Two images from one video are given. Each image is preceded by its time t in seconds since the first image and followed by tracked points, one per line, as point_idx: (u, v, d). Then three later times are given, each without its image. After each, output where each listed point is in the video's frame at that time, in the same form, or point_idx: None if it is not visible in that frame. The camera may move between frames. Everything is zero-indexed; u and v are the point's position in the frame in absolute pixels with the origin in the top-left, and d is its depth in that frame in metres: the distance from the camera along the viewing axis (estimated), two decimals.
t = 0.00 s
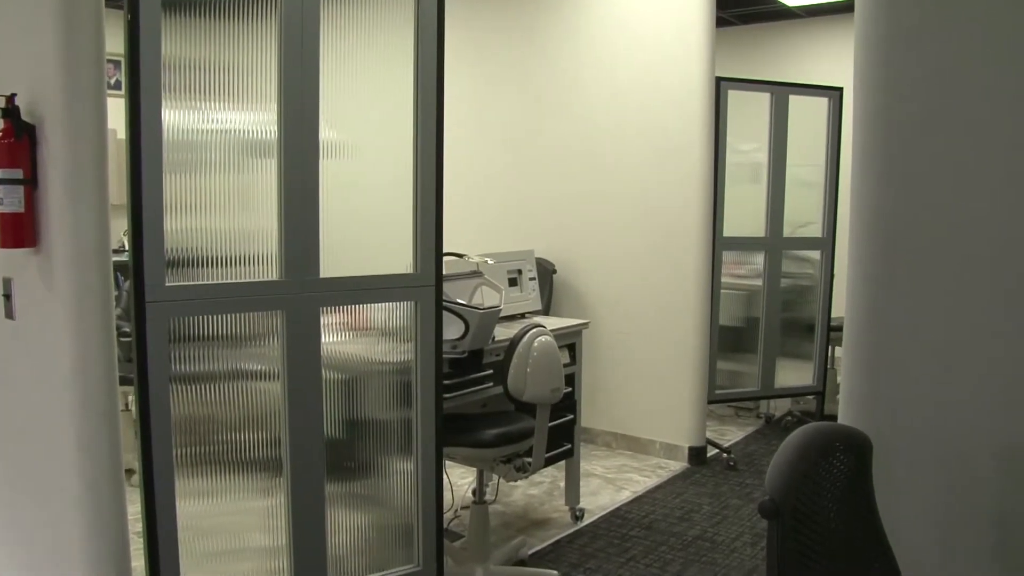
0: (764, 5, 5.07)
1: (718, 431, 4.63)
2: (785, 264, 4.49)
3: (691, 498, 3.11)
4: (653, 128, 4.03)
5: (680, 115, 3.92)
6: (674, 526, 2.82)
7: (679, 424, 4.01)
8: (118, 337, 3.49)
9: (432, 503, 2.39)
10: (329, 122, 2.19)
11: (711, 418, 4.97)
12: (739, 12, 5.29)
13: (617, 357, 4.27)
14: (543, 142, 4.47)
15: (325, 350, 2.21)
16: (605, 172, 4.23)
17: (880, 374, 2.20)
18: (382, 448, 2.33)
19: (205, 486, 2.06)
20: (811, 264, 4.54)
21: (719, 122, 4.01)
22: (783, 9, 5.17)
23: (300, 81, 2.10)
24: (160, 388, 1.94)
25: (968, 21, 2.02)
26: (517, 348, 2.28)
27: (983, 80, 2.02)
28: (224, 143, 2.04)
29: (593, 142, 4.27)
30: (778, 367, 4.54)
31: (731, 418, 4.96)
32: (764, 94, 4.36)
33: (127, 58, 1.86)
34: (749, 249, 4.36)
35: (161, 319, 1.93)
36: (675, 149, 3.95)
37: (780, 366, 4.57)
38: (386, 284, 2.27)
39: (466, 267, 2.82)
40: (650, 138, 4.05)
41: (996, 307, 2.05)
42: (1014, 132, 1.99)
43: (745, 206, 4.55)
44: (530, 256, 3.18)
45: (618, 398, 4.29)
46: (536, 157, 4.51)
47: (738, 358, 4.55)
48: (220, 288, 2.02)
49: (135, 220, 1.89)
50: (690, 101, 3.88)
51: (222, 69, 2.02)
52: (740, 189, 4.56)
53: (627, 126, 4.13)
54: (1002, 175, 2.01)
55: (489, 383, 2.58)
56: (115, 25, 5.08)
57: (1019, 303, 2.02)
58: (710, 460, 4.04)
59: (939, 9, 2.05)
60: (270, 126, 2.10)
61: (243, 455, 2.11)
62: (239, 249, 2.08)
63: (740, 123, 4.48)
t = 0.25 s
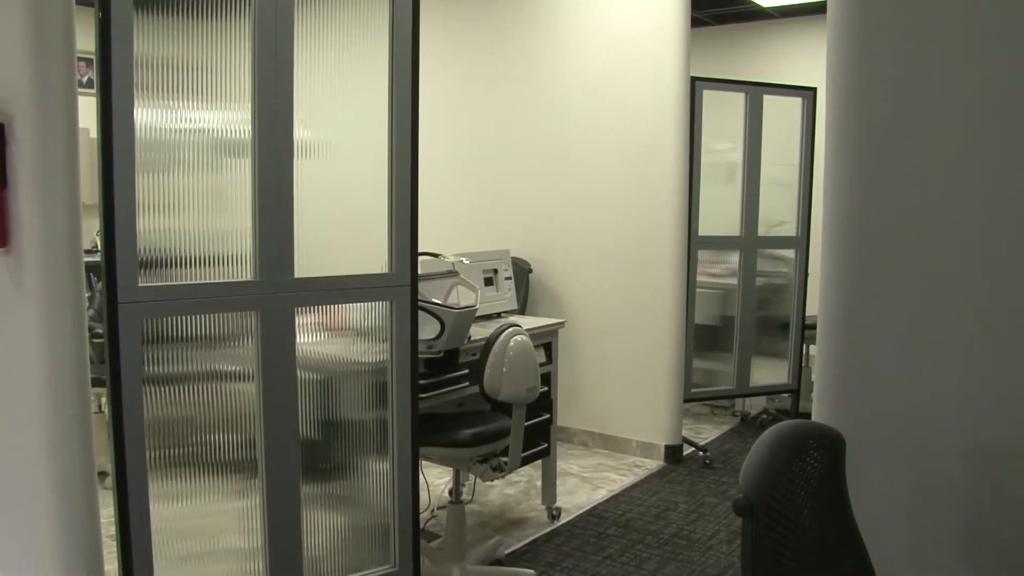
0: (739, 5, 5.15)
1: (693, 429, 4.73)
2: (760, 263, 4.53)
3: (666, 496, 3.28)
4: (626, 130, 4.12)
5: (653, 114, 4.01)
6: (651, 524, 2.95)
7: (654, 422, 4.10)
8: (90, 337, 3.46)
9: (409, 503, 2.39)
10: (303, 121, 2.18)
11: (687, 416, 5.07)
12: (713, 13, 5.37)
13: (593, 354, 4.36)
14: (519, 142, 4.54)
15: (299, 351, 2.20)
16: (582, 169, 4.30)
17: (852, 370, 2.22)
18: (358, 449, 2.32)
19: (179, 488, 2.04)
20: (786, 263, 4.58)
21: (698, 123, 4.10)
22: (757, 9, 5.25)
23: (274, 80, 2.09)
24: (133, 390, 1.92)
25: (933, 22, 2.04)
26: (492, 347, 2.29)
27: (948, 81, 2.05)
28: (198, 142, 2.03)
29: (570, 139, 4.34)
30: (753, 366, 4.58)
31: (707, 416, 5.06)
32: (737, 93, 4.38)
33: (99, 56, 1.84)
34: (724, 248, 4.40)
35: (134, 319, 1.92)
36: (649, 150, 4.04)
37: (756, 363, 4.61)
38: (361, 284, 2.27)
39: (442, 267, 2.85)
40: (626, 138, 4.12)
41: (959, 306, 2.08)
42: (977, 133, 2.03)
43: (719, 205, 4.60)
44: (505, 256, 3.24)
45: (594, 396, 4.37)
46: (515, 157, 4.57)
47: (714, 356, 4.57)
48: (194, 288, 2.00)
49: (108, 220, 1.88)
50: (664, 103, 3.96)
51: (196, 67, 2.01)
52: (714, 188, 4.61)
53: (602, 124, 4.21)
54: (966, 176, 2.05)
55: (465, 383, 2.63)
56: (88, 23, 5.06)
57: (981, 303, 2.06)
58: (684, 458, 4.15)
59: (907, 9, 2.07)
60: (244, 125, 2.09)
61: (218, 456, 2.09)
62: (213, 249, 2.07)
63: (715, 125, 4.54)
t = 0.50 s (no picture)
0: (717, 6, 5.20)
1: (671, 428, 4.78)
2: (736, 262, 4.57)
3: (645, 496, 3.42)
4: (606, 130, 4.13)
5: (629, 114, 4.04)
6: (629, 523, 3.08)
7: (634, 423, 4.14)
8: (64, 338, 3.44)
9: (387, 505, 2.39)
10: (279, 121, 2.17)
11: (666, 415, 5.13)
12: (691, 14, 5.44)
13: (574, 355, 4.37)
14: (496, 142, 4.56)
15: (276, 352, 2.19)
16: (559, 169, 4.32)
17: (828, 371, 2.24)
18: (335, 450, 2.32)
19: (155, 490, 2.03)
20: (762, 262, 4.61)
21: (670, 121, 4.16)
22: (735, 10, 5.31)
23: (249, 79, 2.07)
24: (107, 392, 1.91)
25: (904, 24, 2.06)
26: (470, 346, 2.35)
27: (918, 82, 2.06)
28: (173, 142, 2.01)
29: (547, 139, 4.36)
30: (730, 364, 4.62)
31: (685, 415, 5.11)
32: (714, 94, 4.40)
33: (72, 55, 1.83)
34: (701, 248, 4.45)
35: (109, 321, 1.90)
36: (628, 150, 4.06)
37: (733, 362, 4.66)
38: (338, 285, 2.27)
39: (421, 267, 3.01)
40: (603, 138, 4.15)
41: (929, 307, 2.09)
42: (946, 135, 2.04)
43: (697, 204, 4.63)
44: (482, 256, 3.41)
45: (570, 396, 4.40)
46: (494, 157, 4.58)
47: (692, 356, 4.61)
48: (170, 289, 1.99)
49: (82, 221, 1.86)
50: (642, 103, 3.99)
51: (170, 67, 2.00)
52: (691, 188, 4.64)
53: (580, 124, 4.22)
54: (936, 177, 2.06)
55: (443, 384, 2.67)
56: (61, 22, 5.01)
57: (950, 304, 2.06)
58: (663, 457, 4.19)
59: (878, 12, 2.09)
60: (220, 125, 2.07)
61: (194, 459, 2.08)
62: (188, 250, 2.05)
63: (692, 125, 4.57)
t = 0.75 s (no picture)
0: (691, 8, 5.25)
1: (647, 428, 4.82)
2: (711, 263, 4.61)
3: (621, 496, 3.48)
4: (583, 131, 4.14)
5: (605, 114, 4.06)
6: (604, 524, 3.13)
7: (611, 423, 4.16)
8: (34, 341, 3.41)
9: (362, 507, 2.40)
10: (251, 122, 2.16)
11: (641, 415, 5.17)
12: (666, 15, 5.49)
13: (553, 355, 4.36)
14: (471, 143, 4.56)
15: (250, 354, 2.18)
16: (534, 169, 4.34)
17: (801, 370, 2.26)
18: (309, 452, 2.32)
19: (127, 494, 2.01)
20: (735, 262, 4.66)
21: (644, 120, 4.20)
22: (709, 11, 5.36)
23: (221, 80, 2.06)
24: (78, 396, 1.88)
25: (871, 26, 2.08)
26: (445, 348, 2.56)
27: (885, 83, 2.08)
28: (145, 143, 2.00)
29: (523, 139, 4.37)
30: (704, 364, 4.67)
31: (660, 415, 5.15)
32: (687, 94, 4.43)
33: (41, 54, 1.80)
34: (675, 249, 4.49)
35: (78, 324, 1.87)
36: (605, 150, 4.07)
37: (708, 363, 4.71)
38: (311, 287, 2.26)
39: (395, 270, 3.08)
40: (578, 138, 4.16)
41: (895, 307, 2.10)
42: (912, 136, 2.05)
43: (671, 204, 4.66)
44: (457, 258, 3.46)
45: (545, 396, 4.42)
46: (471, 158, 4.57)
47: (667, 357, 4.66)
48: (140, 292, 1.97)
49: (51, 223, 1.84)
50: (618, 103, 4.01)
51: (141, 67, 1.98)
52: (666, 188, 4.66)
53: (557, 125, 4.23)
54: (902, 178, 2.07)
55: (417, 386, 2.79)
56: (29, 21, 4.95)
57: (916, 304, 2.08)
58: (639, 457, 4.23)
59: (846, 14, 2.11)
60: (193, 126, 2.06)
61: (167, 462, 2.06)
62: (159, 252, 2.03)
63: (666, 125, 4.58)
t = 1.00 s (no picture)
0: (669, 9, 5.29)
1: (625, 429, 4.85)
2: (689, 264, 4.64)
3: (600, 497, 3.49)
4: (562, 132, 4.16)
5: (583, 115, 4.08)
6: (583, 525, 3.14)
7: (589, 425, 4.18)
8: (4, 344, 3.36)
9: (340, 509, 2.41)
10: (229, 124, 2.15)
11: (620, 416, 5.20)
12: (644, 17, 5.55)
13: (532, 357, 4.38)
14: (450, 143, 4.57)
15: (227, 356, 2.17)
16: (512, 170, 4.35)
17: (776, 370, 2.29)
18: (287, 455, 2.31)
19: (102, 500, 1.98)
20: (713, 263, 4.70)
21: (623, 122, 4.22)
22: (686, 14, 5.41)
23: (198, 80, 2.04)
24: (52, 400, 1.85)
25: (840, 29, 2.10)
26: (424, 350, 2.62)
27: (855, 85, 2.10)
28: (120, 144, 1.97)
29: (502, 141, 4.37)
30: (682, 365, 4.71)
31: (639, 416, 5.18)
32: (665, 96, 4.47)
33: (13, 53, 1.77)
34: (653, 250, 4.52)
35: (52, 327, 1.84)
36: (583, 151, 4.09)
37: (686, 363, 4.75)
38: (288, 289, 2.25)
39: (373, 271, 3.08)
40: (556, 139, 4.18)
41: (868, 308, 2.13)
42: (883, 139, 2.08)
43: (649, 206, 4.69)
44: (435, 259, 3.46)
45: (523, 397, 4.43)
46: (450, 159, 4.57)
47: (646, 358, 4.71)
48: (115, 295, 1.94)
49: (24, 224, 1.80)
50: (597, 105, 4.03)
51: (116, 67, 1.95)
52: (644, 189, 4.69)
53: (537, 126, 4.24)
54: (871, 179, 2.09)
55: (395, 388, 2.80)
56: None
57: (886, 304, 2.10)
58: (618, 458, 4.25)
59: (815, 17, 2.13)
60: (169, 127, 2.04)
61: (143, 466, 2.04)
62: (135, 254, 2.01)
63: (644, 127, 4.61)
